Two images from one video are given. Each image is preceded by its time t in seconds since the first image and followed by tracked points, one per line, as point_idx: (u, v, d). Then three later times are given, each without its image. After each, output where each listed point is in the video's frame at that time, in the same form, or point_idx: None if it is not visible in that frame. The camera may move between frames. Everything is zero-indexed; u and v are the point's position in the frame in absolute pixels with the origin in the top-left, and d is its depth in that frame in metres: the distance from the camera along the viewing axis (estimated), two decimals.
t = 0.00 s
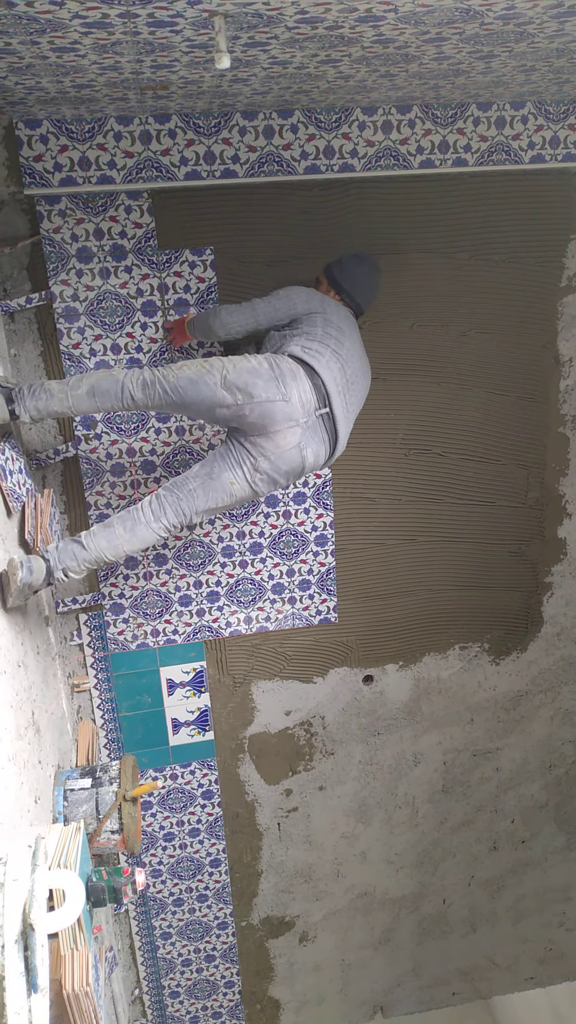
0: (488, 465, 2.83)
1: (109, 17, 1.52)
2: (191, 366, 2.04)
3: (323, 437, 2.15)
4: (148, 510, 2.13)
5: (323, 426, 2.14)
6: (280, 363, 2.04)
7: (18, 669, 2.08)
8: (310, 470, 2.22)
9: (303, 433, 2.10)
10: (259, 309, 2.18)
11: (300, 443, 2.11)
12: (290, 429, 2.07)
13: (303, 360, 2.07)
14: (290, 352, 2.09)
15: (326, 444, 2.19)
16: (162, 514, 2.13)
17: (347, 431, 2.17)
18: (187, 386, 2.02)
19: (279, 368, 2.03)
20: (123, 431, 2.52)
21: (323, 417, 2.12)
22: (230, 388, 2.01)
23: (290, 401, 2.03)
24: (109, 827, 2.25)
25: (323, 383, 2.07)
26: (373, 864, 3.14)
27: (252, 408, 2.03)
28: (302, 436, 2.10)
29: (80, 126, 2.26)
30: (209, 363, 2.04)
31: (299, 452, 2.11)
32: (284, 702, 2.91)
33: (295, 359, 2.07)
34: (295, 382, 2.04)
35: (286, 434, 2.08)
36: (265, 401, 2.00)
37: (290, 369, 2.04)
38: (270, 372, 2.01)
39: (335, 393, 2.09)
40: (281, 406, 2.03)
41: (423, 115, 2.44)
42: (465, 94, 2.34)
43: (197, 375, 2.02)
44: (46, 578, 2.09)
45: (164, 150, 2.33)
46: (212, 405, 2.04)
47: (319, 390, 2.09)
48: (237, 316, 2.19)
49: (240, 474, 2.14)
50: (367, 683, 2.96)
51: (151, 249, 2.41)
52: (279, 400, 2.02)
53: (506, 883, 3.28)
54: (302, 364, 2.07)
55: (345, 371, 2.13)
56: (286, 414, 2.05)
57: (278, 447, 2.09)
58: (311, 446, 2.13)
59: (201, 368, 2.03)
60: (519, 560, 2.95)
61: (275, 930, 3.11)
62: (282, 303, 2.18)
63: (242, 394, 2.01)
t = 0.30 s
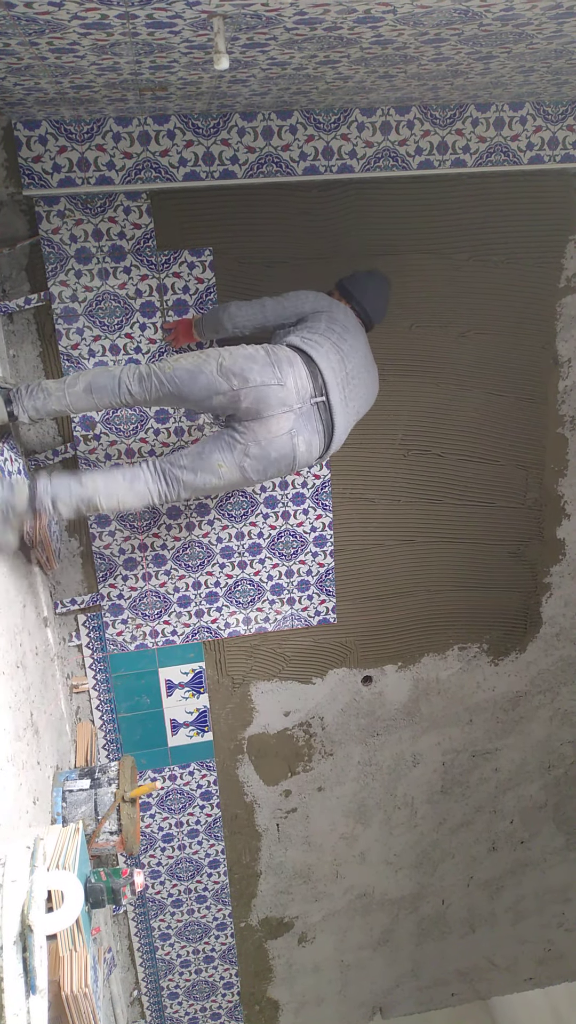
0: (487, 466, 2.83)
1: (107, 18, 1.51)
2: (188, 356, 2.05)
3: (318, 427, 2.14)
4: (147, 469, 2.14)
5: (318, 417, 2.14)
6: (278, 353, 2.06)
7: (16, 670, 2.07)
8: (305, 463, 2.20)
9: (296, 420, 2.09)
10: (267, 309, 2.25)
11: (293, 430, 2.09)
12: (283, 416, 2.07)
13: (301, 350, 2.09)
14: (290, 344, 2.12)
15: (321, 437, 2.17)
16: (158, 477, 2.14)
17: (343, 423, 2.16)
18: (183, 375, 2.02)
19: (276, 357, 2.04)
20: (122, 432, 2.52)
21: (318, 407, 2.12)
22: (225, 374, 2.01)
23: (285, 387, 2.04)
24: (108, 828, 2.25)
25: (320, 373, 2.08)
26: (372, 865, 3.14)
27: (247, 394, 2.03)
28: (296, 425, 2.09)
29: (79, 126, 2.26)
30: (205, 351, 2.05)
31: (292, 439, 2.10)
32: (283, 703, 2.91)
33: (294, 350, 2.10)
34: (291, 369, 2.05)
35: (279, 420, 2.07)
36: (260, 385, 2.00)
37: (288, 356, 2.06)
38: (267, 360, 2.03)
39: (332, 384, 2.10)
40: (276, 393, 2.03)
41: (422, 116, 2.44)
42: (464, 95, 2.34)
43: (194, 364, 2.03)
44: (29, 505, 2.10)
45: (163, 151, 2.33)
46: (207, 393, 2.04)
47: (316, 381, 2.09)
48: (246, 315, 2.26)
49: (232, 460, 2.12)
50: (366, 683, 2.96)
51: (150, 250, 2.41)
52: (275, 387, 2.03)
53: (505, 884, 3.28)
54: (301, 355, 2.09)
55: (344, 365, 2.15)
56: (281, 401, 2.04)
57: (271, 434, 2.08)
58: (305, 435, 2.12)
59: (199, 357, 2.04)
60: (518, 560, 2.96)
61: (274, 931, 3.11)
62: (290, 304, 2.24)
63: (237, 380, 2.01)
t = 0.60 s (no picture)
0: (487, 468, 2.83)
1: (107, 19, 1.51)
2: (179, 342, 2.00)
3: (292, 438, 2.06)
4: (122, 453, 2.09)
5: (295, 427, 2.05)
6: (261, 359, 1.97)
7: (15, 671, 2.07)
8: (279, 474, 2.12)
9: (268, 428, 2.02)
10: (266, 319, 2.17)
11: (263, 436, 2.02)
12: (254, 421, 2.00)
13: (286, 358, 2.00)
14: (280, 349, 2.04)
15: (297, 449, 2.09)
16: (132, 465, 2.10)
17: (323, 438, 2.06)
18: (170, 359, 1.97)
19: (259, 363, 1.97)
20: (121, 432, 2.52)
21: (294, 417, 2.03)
22: (204, 368, 1.95)
23: (259, 392, 1.97)
24: (107, 828, 2.27)
25: (301, 385, 1.99)
26: (371, 866, 3.14)
27: (221, 396, 1.96)
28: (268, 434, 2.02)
29: (78, 127, 2.26)
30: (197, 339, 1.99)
31: (261, 446, 2.03)
32: (282, 704, 2.91)
33: (280, 355, 2.02)
34: (268, 375, 1.97)
35: (251, 424, 2.00)
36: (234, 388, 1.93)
37: (268, 361, 1.98)
38: (248, 365, 1.96)
39: (312, 398, 2.00)
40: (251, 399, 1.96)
41: (421, 117, 2.44)
42: (463, 97, 2.34)
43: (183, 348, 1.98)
44: None
45: (162, 151, 2.33)
46: (186, 383, 1.98)
47: (296, 394, 2.01)
48: (244, 320, 2.18)
49: (200, 459, 2.05)
50: (365, 683, 2.96)
51: (149, 250, 2.41)
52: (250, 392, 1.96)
53: (504, 886, 3.28)
54: (287, 361, 2.01)
55: (332, 379, 2.05)
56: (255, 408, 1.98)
57: (241, 439, 2.01)
58: (278, 446, 2.05)
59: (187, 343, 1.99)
60: (517, 561, 2.96)
61: (273, 933, 3.11)
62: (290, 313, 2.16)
63: (214, 378, 1.95)
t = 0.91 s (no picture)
0: (484, 467, 2.84)
1: (105, 18, 1.51)
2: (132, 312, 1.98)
3: (183, 442, 1.96)
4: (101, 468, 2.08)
5: (189, 429, 1.96)
6: (172, 349, 1.90)
7: (12, 671, 2.07)
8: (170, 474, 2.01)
9: (155, 427, 1.93)
10: (216, 308, 2.05)
11: (150, 434, 1.94)
12: (144, 415, 1.93)
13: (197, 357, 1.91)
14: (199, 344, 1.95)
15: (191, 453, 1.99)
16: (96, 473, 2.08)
17: (218, 446, 1.96)
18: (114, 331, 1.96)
19: (168, 351, 1.90)
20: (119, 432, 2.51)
21: (190, 419, 1.94)
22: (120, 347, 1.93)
23: (152, 386, 1.89)
24: (104, 828, 2.27)
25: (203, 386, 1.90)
26: (369, 865, 3.14)
27: (126, 372, 1.91)
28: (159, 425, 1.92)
29: (77, 126, 2.25)
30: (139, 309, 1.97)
31: (147, 443, 1.95)
32: (280, 703, 2.91)
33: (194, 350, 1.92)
34: (168, 371, 1.89)
35: (142, 418, 1.93)
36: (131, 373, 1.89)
37: (175, 358, 1.90)
38: (157, 350, 1.90)
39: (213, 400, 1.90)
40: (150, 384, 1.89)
41: (419, 117, 2.44)
42: (461, 97, 2.34)
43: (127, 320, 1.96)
44: (7, 456, 1.93)
45: (160, 151, 2.33)
46: (110, 359, 1.97)
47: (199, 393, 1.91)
48: (199, 305, 2.06)
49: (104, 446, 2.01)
50: (362, 683, 2.96)
51: (147, 250, 2.41)
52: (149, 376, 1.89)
53: (501, 885, 3.29)
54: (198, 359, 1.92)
55: (246, 388, 1.96)
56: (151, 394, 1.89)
57: (130, 432, 1.95)
58: (168, 440, 1.95)
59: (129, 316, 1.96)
60: (515, 561, 2.96)
61: (270, 932, 3.11)
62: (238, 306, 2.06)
63: (122, 360, 1.92)
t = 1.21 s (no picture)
0: (484, 467, 2.84)
1: (105, 18, 1.51)
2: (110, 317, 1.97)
3: (108, 460, 1.91)
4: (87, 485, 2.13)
5: (112, 447, 1.90)
6: (107, 352, 1.86)
7: (13, 670, 2.07)
8: (92, 476, 1.94)
9: (77, 443, 1.88)
10: (191, 314, 1.99)
11: (72, 448, 1.90)
12: (66, 431, 1.88)
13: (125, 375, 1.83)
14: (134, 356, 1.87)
15: (116, 469, 1.94)
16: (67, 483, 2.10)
17: (143, 466, 1.89)
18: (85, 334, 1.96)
19: (102, 354, 1.86)
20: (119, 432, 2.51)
21: (113, 438, 1.88)
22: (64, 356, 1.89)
23: (73, 402, 1.83)
24: (104, 827, 2.26)
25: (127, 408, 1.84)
26: (368, 865, 3.14)
27: (60, 366, 1.87)
28: (80, 422, 1.85)
29: (77, 126, 2.25)
30: (102, 313, 1.98)
31: (71, 456, 1.91)
32: (280, 702, 2.91)
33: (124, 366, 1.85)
34: (90, 389, 1.83)
35: (64, 433, 1.89)
36: (60, 385, 1.85)
37: (100, 375, 1.83)
38: (94, 351, 1.87)
39: (135, 404, 1.81)
40: (76, 381, 1.83)
41: (419, 117, 2.44)
42: (461, 96, 2.34)
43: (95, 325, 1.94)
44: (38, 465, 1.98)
45: (160, 150, 2.32)
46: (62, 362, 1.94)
47: (124, 397, 1.85)
48: (178, 307, 2.00)
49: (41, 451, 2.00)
50: (362, 683, 2.96)
51: (147, 249, 2.41)
52: (76, 376, 1.84)
53: (501, 885, 3.29)
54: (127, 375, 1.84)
55: (178, 408, 1.86)
56: (75, 391, 1.83)
57: (56, 442, 1.92)
58: (88, 442, 1.88)
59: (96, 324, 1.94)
60: (515, 561, 2.96)
61: (270, 932, 3.11)
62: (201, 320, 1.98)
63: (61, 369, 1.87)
